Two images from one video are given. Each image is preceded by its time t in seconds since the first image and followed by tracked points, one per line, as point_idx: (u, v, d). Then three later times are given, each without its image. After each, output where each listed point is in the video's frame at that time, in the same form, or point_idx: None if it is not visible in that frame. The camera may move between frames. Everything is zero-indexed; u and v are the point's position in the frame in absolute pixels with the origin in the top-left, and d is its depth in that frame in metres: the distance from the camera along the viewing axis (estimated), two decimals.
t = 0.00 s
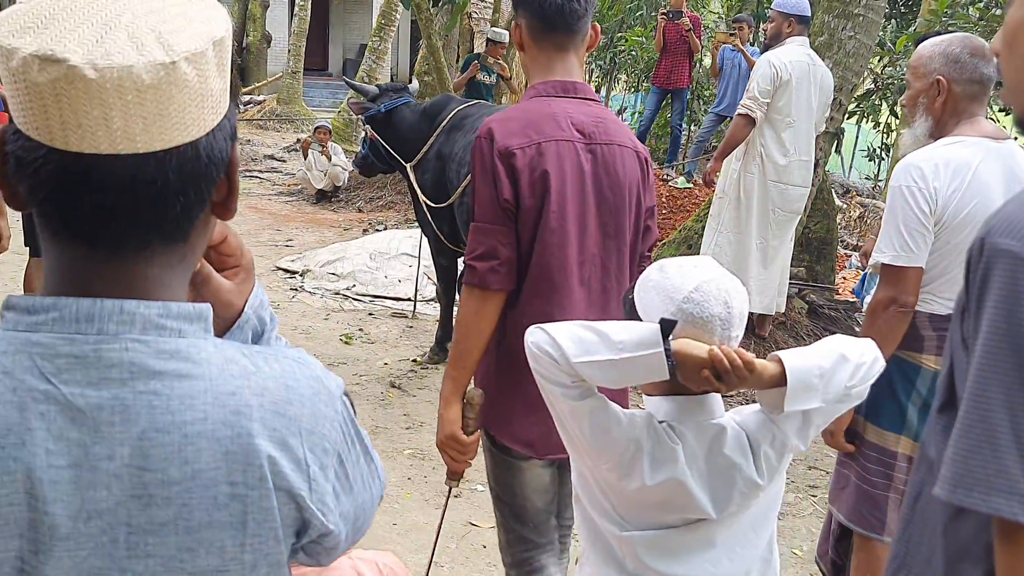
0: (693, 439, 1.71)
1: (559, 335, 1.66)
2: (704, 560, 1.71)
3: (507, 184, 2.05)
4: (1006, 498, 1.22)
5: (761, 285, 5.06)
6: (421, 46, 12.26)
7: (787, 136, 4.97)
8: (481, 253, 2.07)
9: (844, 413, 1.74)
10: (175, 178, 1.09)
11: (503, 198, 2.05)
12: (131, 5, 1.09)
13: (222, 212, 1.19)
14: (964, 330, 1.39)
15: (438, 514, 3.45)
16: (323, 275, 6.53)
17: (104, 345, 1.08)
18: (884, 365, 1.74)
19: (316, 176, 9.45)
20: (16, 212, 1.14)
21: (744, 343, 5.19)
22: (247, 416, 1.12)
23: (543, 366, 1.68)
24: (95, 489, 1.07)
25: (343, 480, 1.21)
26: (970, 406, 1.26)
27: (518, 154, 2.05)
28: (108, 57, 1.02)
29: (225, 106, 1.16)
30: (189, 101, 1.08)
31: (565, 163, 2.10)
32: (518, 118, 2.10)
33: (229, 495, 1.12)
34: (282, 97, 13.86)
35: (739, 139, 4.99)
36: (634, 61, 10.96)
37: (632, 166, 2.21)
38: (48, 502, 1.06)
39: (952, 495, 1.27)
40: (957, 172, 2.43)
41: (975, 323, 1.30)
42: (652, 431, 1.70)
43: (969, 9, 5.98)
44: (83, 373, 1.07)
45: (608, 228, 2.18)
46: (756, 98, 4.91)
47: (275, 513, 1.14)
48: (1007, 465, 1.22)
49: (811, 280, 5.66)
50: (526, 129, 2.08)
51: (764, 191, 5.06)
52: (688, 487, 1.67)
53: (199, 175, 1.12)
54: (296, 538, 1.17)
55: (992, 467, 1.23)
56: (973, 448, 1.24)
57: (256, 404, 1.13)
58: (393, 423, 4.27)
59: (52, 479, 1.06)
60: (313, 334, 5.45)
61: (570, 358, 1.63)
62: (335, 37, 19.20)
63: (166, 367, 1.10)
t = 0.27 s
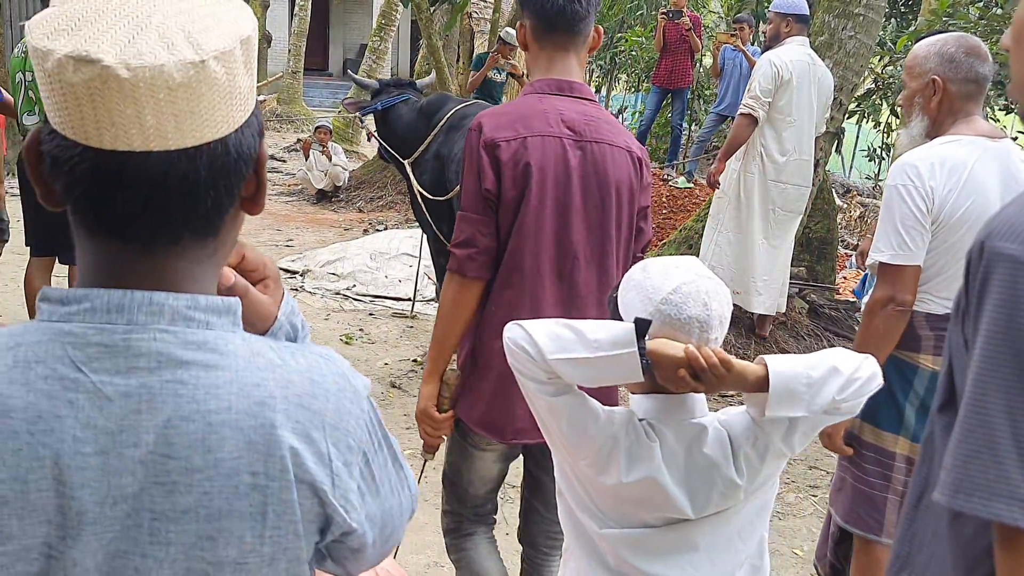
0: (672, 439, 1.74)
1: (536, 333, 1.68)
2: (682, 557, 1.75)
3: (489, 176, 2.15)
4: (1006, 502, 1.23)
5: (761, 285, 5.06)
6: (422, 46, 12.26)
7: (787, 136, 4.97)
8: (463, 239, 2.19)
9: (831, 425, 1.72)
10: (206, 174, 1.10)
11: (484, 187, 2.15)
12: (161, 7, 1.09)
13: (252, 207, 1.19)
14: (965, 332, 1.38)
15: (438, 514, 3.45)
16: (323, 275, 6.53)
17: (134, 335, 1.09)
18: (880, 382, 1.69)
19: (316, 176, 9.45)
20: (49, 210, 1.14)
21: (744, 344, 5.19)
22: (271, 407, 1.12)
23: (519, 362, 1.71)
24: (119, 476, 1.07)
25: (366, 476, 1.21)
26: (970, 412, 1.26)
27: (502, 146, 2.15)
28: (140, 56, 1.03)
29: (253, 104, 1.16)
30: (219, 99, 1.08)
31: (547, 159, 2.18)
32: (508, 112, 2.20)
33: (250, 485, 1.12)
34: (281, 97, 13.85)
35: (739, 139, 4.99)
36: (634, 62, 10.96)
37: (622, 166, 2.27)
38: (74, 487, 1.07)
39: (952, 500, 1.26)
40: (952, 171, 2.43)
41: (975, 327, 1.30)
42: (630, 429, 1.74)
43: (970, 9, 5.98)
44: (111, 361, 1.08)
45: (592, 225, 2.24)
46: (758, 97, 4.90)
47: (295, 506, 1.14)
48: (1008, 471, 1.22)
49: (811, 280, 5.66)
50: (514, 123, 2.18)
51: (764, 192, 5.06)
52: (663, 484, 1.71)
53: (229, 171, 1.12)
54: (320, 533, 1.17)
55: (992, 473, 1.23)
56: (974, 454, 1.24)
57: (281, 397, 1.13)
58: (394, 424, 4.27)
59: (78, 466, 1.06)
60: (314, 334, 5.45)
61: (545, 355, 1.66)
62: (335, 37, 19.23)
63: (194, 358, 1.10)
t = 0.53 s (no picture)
0: (659, 440, 1.75)
1: (522, 335, 1.73)
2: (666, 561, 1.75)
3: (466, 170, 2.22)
4: (1000, 508, 1.23)
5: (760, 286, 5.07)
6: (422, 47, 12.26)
7: (786, 136, 4.97)
8: (445, 230, 2.29)
9: (824, 436, 1.72)
10: (213, 167, 1.10)
11: (462, 181, 2.23)
12: (175, 9, 1.11)
13: (259, 206, 1.19)
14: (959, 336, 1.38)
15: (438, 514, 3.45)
16: (324, 275, 6.53)
17: (134, 328, 1.09)
18: (878, 398, 1.69)
19: (316, 176, 9.45)
20: (63, 208, 1.15)
21: (744, 344, 5.19)
22: (266, 400, 1.12)
23: (506, 361, 1.75)
24: (118, 465, 1.08)
25: (363, 473, 1.20)
26: (963, 417, 1.26)
27: (484, 142, 2.21)
28: (150, 48, 1.05)
29: (261, 105, 1.17)
30: (227, 93, 1.09)
31: (529, 156, 2.20)
32: (497, 109, 2.25)
33: (242, 477, 1.11)
34: (282, 97, 13.86)
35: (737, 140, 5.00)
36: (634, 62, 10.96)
37: (610, 168, 2.26)
38: (75, 475, 1.08)
39: (947, 507, 1.27)
40: (948, 171, 2.43)
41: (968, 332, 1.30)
42: (616, 429, 1.76)
43: (970, 9, 5.97)
44: (113, 353, 1.08)
45: (576, 225, 2.24)
46: (756, 98, 4.90)
47: (286, 500, 1.12)
48: (1002, 476, 1.23)
49: (811, 280, 5.65)
50: (499, 120, 2.23)
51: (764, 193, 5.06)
52: (646, 483, 1.72)
53: (235, 166, 1.12)
54: (315, 530, 1.16)
55: (987, 479, 1.23)
56: (968, 459, 1.25)
57: (278, 392, 1.13)
58: (394, 424, 4.27)
59: (79, 455, 1.07)
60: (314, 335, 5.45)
61: (531, 358, 1.70)
62: (335, 37, 19.24)
63: (193, 351, 1.10)
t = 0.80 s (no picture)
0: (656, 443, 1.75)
1: (525, 331, 1.74)
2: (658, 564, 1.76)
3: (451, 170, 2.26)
4: (983, 508, 1.23)
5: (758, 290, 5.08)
6: (421, 48, 12.26)
7: (784, 136, 4.97)
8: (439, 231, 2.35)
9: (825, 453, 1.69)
10: (161, 169, 1.11)
11: (450, 181, 2.27)
12: (130, 24, 1.13)
13: (213, 211, 1.20)
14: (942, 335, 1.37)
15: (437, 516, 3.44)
16: (323, 276, 6.53)
17: (73, 317, 1.10)
18: (883, 416, 1.67)
19: (316, 178, 9.45)
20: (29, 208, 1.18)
21: (743, 345, 5.18)
22: (192, 387, 1.09)
23: (508, 355, 1.77)
24: (53, 447, 1.08)
25: (297, 464, 1.14)
26: (945, 415, 1.26)
27: (471, 143, 2.24)
28: (105, 56, 1.07)
29: (219, 114, 1.18)
30: (180, 101, 1.11)
31: (510, 154, 2.21)
32: (486, 111, 2.28)
33: (166, 460, 1.08)
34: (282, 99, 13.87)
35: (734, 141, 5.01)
36: (634, 63, 10.96)
37: (592, 167, 2.26)
38: (16, 455, 1.09)
39: (931, 505, 1.26)
40: (943, 171, 2.43)
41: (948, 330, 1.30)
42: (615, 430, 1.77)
43: (969, 10, 5.97)
44: (54, 340, 1.09)
45: (557, 223, 2.23)
46: (754, 99, 4.91)
47: (209, 486, 1.09)
48: (985, 474, 1.22)
49: (809, 282, 5.64)
50: (486, 121, 2.26)
51: (761, 195, 5.07)
52: (641, 485, 1.72)
53: (186, 171, 1.13)
54: (247, 519, 1.12)
55: (970, 477, 1.23)
56: (951, 457, 1.24)
57: (204, 378, 1.10)
58: (393, 426, 4.26)
59: (17, 435, 1.08)
60: (314, 336, 5.45)
61: (530, 356, 1.71)
62: (335, 39, 19.25)
63: (126, 340, 1.09)
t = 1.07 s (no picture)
0: (672, 445, 1.74)
1: (546, 330, 1.73)
2: (671, 565, 1.77)
3: (430, 173, 2.24)
4: (981, 505, 1.22)
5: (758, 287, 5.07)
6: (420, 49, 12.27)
7: (782, 136, 4.97)
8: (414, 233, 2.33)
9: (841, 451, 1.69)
10: (49, 155, 1.15)
11: (427, 184, 2.25)
12: (40, 25, 1.20)
13: (110, 198, 1.23)
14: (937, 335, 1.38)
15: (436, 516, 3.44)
16: (322, 277, 6.53)
17: None
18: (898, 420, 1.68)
19: (315, 178, 9.45)
20: None
21: (742, 345, 5.18)
22: (57, 349, 1.11)
23: (527, 352, 1.77)
24: None
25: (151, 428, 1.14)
26: (943, 412, 1.26)
27: (448, 146, 2.22)
28: None
29: (116, 106, 1.22)
30: (66, 90, 1.14)
31: (489, 158, 2.21)
32: (463, 112, 2.25)
33: (30, 416, 1.10)
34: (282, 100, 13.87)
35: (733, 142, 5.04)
36: (634, 64, 10.96)
37: (571, 170, 2.26)
38: None
39: (929, 502, 1.26)
40: (938, 168, 2.44)
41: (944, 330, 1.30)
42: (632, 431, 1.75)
43: (968, 10, 5.98)
44: None
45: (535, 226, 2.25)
46: (753, 100, 4.93)
47: (67, 445, 1.10)
48: (983, 472, 1.22)
49: (809, 283, 5.64)
50: (463, 123, 2.23)
51: (760, 194, 5.07)
52: (657, 488, 1.72)
53: (75, 158, 1.17)
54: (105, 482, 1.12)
55: (967, 474, 1.23)
56: (948, 454, 1.24)
57: (67, 341, 1.12)
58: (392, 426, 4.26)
59: None
60: (313, 337, 5.45)
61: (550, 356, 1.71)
62: (335, 40, 19.26)
63: (4, 307, 1.12)
